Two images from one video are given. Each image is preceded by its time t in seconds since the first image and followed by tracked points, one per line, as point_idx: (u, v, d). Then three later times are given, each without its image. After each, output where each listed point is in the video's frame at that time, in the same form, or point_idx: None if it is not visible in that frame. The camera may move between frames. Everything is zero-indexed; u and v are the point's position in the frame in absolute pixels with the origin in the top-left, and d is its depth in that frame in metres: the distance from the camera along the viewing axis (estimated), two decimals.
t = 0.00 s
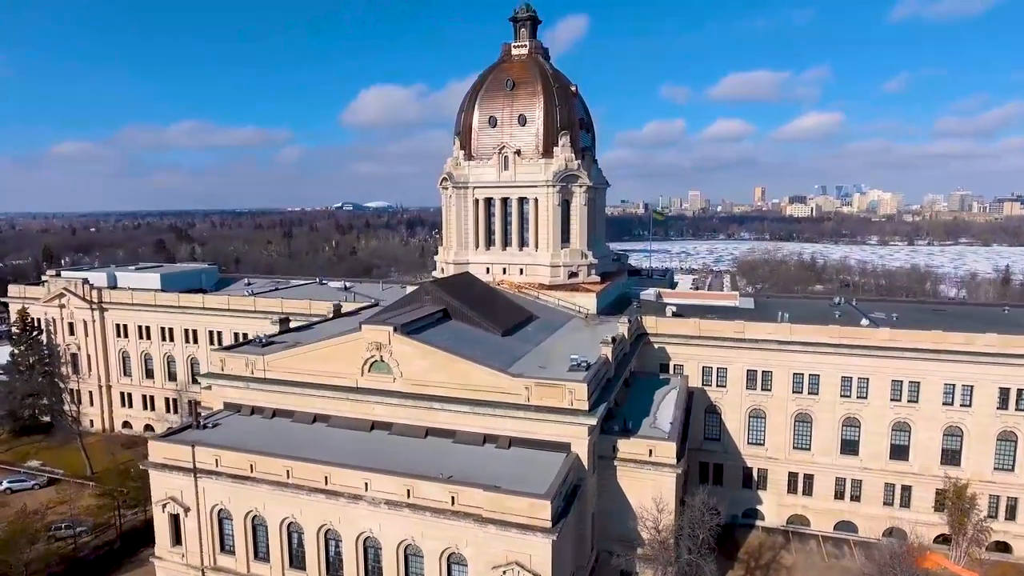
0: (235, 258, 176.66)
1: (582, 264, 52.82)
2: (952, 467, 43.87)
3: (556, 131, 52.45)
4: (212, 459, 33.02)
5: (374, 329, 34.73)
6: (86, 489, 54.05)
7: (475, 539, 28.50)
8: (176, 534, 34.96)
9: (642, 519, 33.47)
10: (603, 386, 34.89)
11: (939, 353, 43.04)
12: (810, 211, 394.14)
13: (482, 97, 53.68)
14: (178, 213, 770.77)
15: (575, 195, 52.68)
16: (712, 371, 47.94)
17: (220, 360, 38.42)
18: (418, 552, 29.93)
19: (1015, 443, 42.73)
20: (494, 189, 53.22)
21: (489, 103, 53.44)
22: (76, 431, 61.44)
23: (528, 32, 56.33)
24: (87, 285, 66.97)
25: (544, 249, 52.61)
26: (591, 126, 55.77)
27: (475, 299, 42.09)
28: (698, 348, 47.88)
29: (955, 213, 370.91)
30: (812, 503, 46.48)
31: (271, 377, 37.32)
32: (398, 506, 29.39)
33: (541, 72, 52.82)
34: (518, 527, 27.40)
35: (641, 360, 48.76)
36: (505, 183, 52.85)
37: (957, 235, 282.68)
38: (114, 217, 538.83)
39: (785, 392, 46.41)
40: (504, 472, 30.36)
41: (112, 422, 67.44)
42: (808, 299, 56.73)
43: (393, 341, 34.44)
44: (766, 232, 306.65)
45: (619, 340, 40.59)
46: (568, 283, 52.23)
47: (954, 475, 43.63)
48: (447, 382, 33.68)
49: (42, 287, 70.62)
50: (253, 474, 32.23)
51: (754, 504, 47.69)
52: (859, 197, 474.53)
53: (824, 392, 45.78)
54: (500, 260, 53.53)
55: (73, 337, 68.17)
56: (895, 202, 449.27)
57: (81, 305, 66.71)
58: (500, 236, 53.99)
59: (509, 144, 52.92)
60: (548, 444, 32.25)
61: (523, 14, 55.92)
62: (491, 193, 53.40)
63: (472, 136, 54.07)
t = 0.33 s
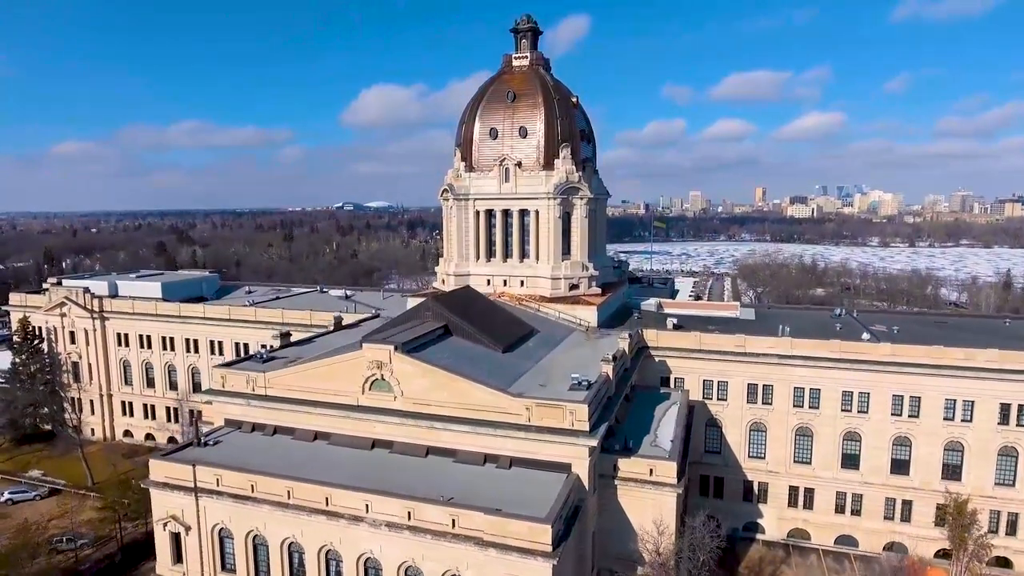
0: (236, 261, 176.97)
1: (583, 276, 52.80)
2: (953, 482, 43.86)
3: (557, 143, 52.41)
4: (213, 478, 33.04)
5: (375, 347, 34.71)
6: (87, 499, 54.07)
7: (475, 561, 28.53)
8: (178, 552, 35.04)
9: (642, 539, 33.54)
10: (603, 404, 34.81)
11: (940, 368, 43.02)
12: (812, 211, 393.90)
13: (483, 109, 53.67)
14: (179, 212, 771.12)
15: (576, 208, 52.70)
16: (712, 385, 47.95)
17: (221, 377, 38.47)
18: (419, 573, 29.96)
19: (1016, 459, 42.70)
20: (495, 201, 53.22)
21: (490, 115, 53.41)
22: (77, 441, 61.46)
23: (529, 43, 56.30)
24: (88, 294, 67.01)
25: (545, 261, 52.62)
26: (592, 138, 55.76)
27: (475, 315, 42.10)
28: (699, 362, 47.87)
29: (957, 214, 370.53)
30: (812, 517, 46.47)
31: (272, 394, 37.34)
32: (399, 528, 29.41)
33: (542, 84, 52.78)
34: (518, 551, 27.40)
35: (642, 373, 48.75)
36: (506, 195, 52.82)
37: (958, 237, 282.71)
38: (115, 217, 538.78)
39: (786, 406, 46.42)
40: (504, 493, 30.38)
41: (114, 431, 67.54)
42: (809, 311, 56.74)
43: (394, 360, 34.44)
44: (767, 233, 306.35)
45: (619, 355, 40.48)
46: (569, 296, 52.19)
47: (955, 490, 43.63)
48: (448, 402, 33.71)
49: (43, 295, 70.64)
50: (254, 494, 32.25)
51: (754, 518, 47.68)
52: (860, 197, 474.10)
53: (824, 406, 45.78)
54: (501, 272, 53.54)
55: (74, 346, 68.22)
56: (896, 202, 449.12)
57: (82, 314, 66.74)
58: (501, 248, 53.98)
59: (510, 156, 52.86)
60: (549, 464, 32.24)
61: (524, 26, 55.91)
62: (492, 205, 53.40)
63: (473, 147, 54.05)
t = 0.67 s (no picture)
0: (237, 264, 177.14)
1: (584, 290, 52.76)
2: (953, 498, 43.87)
3: (558, 157, 52.42)
4: (214, 499, 33.10)
5: (375, 368, 34.72)
6: (89, 511, 54.22)
7: None
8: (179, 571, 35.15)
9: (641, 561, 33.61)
10: (603, 425, 34.82)
11: (940, 385, 43.04)
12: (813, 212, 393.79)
13: (483, 122, 53.70)
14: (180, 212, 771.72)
15: (576, 221, 52.70)
16: (712, 400, 48.00)
17: (222, 395, 38.57)
18: None
19: (1016, 475, 42.69)
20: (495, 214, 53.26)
21: (490, 128, 53.43)
22: (78, 451, 61.53)
23: (530, 56, 56.32)
24: (90, 303, 67.10)
25: (546, 274, 52.66)
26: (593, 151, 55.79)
27: (476, 332, 42.18)
28: (700, 377, 47.89)
29: (958, 215, 370.24)
30: (812, 533, 46.51)
31: (273, 413, 37.42)
32: (399, 552, 29.45)
33: (542, 98, 52.80)
34: None
35: (642, 388, 48.78)
36: (507, 209, 52.85)
37: (960, 239, 282.83)
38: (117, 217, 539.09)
39: (786, 421, 46.47)
40: (504, 516, 30.36)
41: (115, 440, 67.64)
42: (810, 323, 56.79)
43: (395, 380, 34.45)
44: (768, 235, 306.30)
45: (619, 373, 40.52)
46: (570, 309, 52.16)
47: (955, 506, 43.65)
48: (448, 423, 33.76)
49: (44, 304, 70.67)
50: (255, 515, 32.32)
51: (755, 532, 47.70)
52: (862, 198, 473.89)
53: (824, 422, 45.82)
54: (502, 285, 53.56)
55: (75, 355, 68.28)
56: (897, 203, 449.10)
57: (83, 324, 66.81)
58: (501, 261, 53.99)
59: (511, 169, 52.84)
60: (549, 487, 32.28)
61: (525, 39, 55.95)
62: (493, 219, 53.45)
63: (473, 161, 54.10)
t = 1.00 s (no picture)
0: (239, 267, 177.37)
1: (584, 301, 52.82)
2: (953, 512, 43.90)
3: (559, 169, 52.45)
4: (216, 518, 33.21)
5: (376, 386, 34.80)
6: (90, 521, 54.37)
7: None
8: None
9: None
10: (603, 442, 34.88)
11: (940, 400, 43.06)
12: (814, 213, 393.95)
13: (484, 134, 53.76)
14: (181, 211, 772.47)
15: (577, 233, 52.71)
16: (713, 413, 48.07)
17: (223, 411, 38.68)
18: None
19: (1016, 490, 42.73)
20: (496, 226, 53.33)
21: (491, 140, 53.47)
22: (79, 460, 61.69)
23: (531, 67, 56.36)
24: (91, 312, 67.22)
25: (546, 286, 52.74)
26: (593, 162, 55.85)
27: (476, 347, 42.23)
28: (700, 390, 47.95)
29: (959, 216, 370.23)
30: (812, 545, 46.59)
31: (274, 429, 37.53)
32: (399, 572, 29.54)
33: (543, 110, 52.84)
34: None
35: (642, 401, 48.83)
36: (507, 220, 52.92)
37: (961, 240, 283.00)
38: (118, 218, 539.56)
39: (786, 435, 46.53)
40: (504, 536, 30.41)
41: (116, 449, 67.83)
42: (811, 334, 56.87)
43: (396, 398, 34.52)
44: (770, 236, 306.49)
45: (620, 389, 40.57)
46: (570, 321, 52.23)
47: (955, 520, 43.69)
48: (449, 441, 33.85)
49: (45, 313, 70.79)
50: (256, 534, 32.43)
51: (755, 545, 47.76)
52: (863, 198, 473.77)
53: (824, 435, 45.88)
54: (502, 297, 53.65)
55: (77, 363, 68.42)
56: (898, 203, 449.25)
57: (84, 332, 66.93)
58: (502, 272, 54.06)
59: (511, 181, 52.86)
60: (549, 506, 32.37)
61: (526, 50, 56.02)
62: (493, 230, 53.53)
63: (474, 172, 54.15)
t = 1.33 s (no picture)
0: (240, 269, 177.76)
1: (584, 314, 52.91)
2: (953, 528, 43.98)
3: (559, 182, 52.48)
4: (217, 537, 33.34)
5: (376, 406, 34.90)
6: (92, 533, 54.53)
7: None
8: None
9: None
10: (603, 462, 34.97)
11: (940, 416, 43.13)
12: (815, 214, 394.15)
13: (485, 146, 53.85)
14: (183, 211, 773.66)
15: (577, 246, 52.76)
16: (712, 427, 48.16)
17: (224, 428, 38.79)
18: None
19: (1015, 505, 42.83)
20: (497, 239, 53.43)
21: (492, 152, 53.55)
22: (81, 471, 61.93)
23: (532, 79, 56.45)
24: (92, 322, 67.33)
25: (546, 299, 52.85)
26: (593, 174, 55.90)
27: (477, 363, 42.31)
28: (700, 404, 48.03)
29: (960, 217, 370.36)
30: (812, 560, 46.70)
31: (275, 447, 37.66)
32: None
33: (544, 123, 52.90)
34: None
35: (642, 415, 48.94)
36: (508, 233, 53.02)
37: (962, 242, 283.06)
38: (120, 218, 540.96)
39: (786, 449, 46.61)
40: (505, 558, 30.51)
41: (117, 458, 68.07)
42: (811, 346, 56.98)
43: (396, 418, 34.62)
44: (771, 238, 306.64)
45: (620, 406, 40.62)
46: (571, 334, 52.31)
47: (954, 536, 43.78)
48: (449, 461, 33.96)
49: (47, 322, 70.91)
50: (257, 554, 32.57)
51: (754, 559, 47.88)
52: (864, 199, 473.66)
53: (824, 450, 45.96)
54: (503, 309, 53.78)
55: (78, 372, 68.60)
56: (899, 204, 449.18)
57: (86, 342, 67.09)
58: (502, 285, 54.18)
59: (512, 194, 52.94)
60: (549, 527, 32.49)
61: (526, 62, 56.10)
62: (494, 243, 53.65)
63: (475, 185, 54.24)
